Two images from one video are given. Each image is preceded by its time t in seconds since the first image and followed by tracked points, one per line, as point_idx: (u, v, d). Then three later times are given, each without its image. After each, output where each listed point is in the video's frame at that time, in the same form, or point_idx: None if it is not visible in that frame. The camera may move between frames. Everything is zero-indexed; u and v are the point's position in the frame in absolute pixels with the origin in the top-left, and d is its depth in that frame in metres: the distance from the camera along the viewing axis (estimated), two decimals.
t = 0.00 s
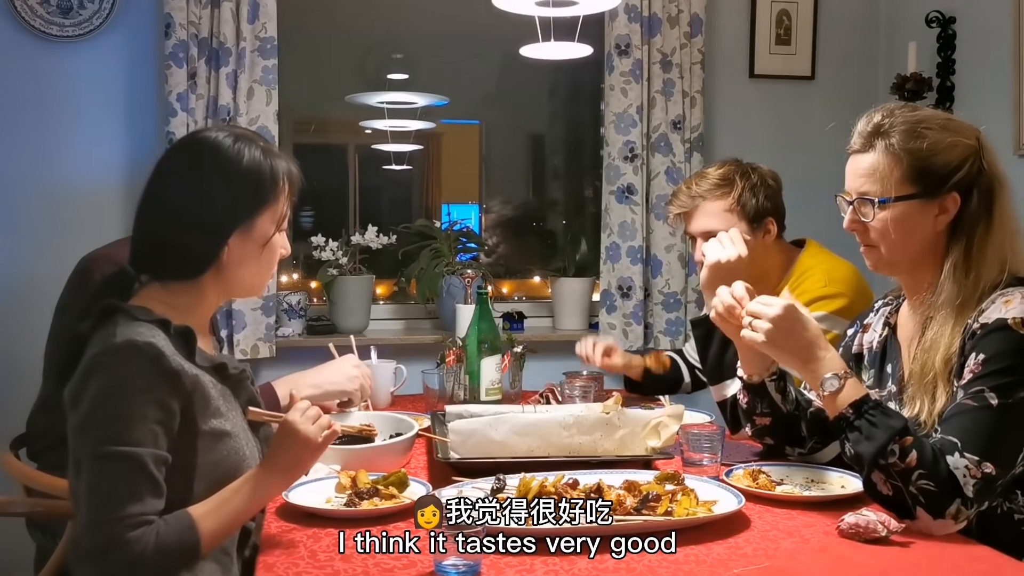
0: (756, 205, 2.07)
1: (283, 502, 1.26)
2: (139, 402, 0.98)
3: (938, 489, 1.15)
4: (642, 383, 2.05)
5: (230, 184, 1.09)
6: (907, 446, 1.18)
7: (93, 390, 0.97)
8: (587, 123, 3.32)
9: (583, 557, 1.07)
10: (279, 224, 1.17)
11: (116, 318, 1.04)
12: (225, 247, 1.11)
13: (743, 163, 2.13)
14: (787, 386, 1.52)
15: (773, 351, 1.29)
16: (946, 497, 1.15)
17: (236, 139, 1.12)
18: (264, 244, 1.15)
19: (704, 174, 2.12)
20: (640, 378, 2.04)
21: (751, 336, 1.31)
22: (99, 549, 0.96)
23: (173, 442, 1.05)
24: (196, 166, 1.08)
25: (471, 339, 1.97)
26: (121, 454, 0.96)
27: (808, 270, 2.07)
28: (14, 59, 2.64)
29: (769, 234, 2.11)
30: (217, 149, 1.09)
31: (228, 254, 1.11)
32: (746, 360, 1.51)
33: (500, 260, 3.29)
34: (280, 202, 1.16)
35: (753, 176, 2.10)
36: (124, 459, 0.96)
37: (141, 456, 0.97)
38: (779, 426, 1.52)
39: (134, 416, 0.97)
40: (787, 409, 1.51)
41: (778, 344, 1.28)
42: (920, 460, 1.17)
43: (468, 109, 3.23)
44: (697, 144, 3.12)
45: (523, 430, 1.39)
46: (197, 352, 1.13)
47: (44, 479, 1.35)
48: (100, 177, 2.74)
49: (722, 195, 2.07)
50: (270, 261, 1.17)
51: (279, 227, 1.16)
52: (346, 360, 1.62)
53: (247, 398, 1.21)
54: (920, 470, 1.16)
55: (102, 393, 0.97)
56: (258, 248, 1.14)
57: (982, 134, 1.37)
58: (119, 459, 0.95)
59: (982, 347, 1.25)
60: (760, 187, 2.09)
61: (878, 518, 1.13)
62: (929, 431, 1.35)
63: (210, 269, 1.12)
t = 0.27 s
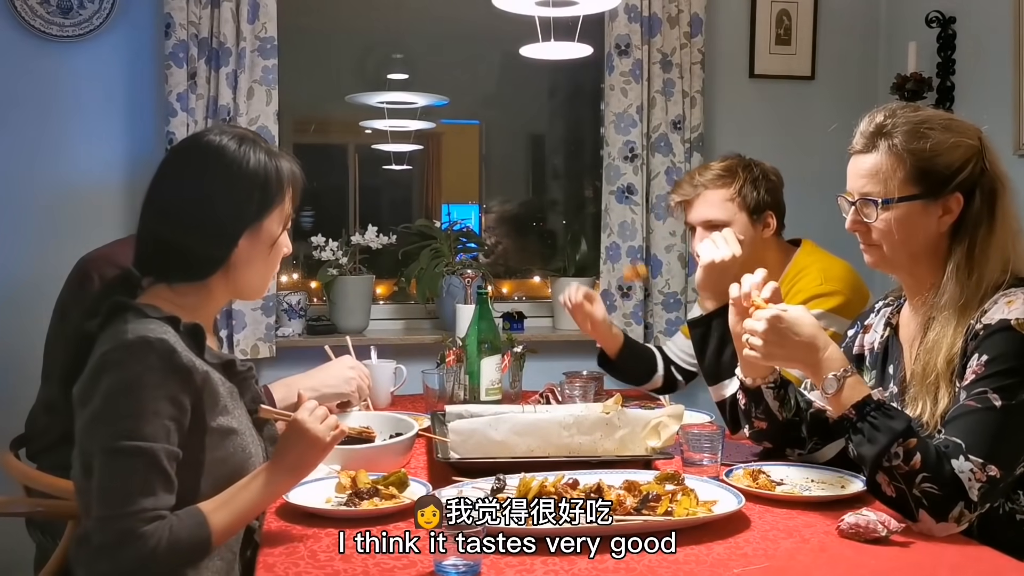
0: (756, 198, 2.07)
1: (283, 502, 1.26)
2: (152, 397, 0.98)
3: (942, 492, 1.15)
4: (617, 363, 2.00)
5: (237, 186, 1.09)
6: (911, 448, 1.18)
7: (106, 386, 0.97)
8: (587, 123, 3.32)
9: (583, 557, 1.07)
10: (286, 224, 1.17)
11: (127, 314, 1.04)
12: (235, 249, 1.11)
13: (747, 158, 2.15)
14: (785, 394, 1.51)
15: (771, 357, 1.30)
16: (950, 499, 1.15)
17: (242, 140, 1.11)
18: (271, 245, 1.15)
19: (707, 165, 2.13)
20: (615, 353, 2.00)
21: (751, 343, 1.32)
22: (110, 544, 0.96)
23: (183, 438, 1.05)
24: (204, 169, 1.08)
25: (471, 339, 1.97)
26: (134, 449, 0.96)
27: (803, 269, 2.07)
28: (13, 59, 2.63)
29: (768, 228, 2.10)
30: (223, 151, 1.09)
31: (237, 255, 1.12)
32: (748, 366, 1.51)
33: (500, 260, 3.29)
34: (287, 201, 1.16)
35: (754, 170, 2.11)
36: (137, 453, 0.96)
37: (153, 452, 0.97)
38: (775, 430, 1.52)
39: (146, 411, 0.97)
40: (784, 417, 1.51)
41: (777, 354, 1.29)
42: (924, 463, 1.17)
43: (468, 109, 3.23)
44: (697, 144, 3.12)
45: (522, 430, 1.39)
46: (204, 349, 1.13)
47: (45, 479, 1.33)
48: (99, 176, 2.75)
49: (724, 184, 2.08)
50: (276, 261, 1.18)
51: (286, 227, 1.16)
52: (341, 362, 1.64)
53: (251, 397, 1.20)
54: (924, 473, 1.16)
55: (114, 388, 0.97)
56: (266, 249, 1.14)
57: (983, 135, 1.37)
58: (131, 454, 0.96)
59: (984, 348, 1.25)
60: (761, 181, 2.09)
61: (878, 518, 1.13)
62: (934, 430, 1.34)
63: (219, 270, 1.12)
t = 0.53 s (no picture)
0: (748, 194, 2.08)
1: (284, 502, 1.26)
2: (157, 394, 0.98)
3: (942, 492, 1.15)
4: (608, 357, 2.01)
5: (243, 187, 1.09)
6: (910, 449, 1.18)
7: (111, 382, 0.97)
8: (587, 123, 3.32)
9: (582, 557, 1.07)
10: (291, 224, 1.17)
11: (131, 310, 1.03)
12: (242, 250, 1.11)
13: (743, 158, 2.17)
14: (785, 396, 1.51)
15: (770, 358, 1.31)
16: (950, 500, 1.15)
17: (248, 142, 1.11)
18: (276, 246, 1.15)
19: (704, 163, 2.16)
20: (607, 346, 2.02)
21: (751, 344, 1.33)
22: (116, 541, 0.95)
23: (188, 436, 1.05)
24: (210, 172, 1.08)
25: (471, 339, 1.97)
26: (139, 445, 0.96)
27: (796, 267, 2.07)
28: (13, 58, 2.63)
29: (762, 224, 2.11)
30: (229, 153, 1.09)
31: (245, 255, 1.12)
32: (748, 367, 1.51)
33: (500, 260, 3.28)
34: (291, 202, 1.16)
35: (749, 169, 2.14)
36: (142, 449, 0.96)
37: (159, 448, 0.97)
38: (775, 431, 1.52)
39: (152, 407, 0.97)
40: (784, 418, 1.51)
41: (776, 354, 1.30)
42: (923, 464, 1.17)
43: (468, 109, 3.23)
44: (697, 144, 3.12)
45: (522, 430, 1.39)
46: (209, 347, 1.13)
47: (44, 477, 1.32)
48: (99, 175, 2.74)
49: (719, 179, 2.10)
50: (279, 261, 1.18)
51: (291, 228, 1.16)
52: (338, 361, 1.64)
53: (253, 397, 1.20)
54: (923, 474, 1.16)
55: (120, 385, 0.97)
56: (272, 250, 1.15)
57: (983, 136, 1.37)
58: (137, 450, 0.96)
59: (984, 349, 1.25)
60: (755, 178, 2.11)
61: (878, 518, 1.13)
62: (934, 430, 1.34)
63: (225, 270, 1.12)
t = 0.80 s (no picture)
0: (722, 196, 2.10)
1: (284, 502, 1.26)
2: (163, 384, 0.99)
3: (939, 492, 1.15)
4: (606, 361, 2.00)
5: (239, 187, 1.08)
6: (906, 450, 1.18)
7: (116, 376, 0.97)
8: (587, 123, 3.32)
9: (582, 557, 1.07)
10: (290, 223, 1.17)
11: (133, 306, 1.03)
12: (245, 246, 1.11)
13: (725, 161, 2.20)
14: (788, 391, 1.51)
15: (766, 356, 1.31)
16: (948, 500, 1.16)
17: (246, 142, 1.11)
18: (275, 244, 1.15)
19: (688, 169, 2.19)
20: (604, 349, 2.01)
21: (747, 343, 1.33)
22: (122, 533, 0.96)
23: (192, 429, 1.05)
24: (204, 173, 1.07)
25: (471, 339, 1.97)
26: (147, 436, 0.96)
27: (789, 267, 2.08)
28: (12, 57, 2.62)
29: (739, 223, 2.12)
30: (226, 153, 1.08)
31: (246, 254, 1.12)
32: (747, 367, 1.51)
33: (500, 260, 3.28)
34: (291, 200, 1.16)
35: (729, 170, 2.16)
36: (150, 441, 0.96)
37: (166, 439, 0.97)
38: (777, 429, 1.52)
39: (157, 400, 0.98)
40: (788, 415, 1.51)
41: (773, 354, 1.30)
42: (920, 464, 1.17)
43: (468, 109, 3.23)
44: (697, 144, 3.12)
45: (522, 430, 1.39)
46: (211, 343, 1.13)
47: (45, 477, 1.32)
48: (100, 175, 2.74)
49: (696, 182, 2.13)
50: (278, 260, 1.18)
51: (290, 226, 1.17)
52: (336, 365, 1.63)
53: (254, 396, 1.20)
54: (920, 474, 1.16)
55: (124, 378, 0.97)
56: (272, 248, 1.15)
57: (983, 136, 1.37)
58: (145, 443, 0.96)
59: (984, 349, 1.25)
60: (731, 178, 2.13)
61: (878, 518, 1.13)
62: (933, 430, 1.34)
63: (226, 269, 1.12)
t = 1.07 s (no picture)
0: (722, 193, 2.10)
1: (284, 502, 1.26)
2: (188, 351, 0.98)
3: (937, 492, 1.16)
4: (605, 360, 1.99)
5: (238, 191, 1.08)
6: (904, 450, 1.18)
7: (136, 359, 0.97)
8: (587, 123, 3.32)
9: (582, 557, 1.07)
10: (286, 223, 1.17)
11: (131, 295, 1.01)
12: (240, 245, 1.11)
13: (729, 160, 2.19)
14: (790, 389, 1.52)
15: (764, 357, 1.32)
16: (946, 500, 1.16)
17: (241, 144, 1.11)
18: (271, 244, 1.15)
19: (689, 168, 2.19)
20: (603, 347, 2.00)
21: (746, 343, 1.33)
22: (210, 495, 0.98)
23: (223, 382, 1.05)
24: (202, 178, 1.07)
25: (471, 339, 1.97)
26: (185, 403, 0.96)
27: (788, 267, 2.08)
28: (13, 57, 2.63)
29: (740, 222, 2.11)
30: (222, 156, 1.08)
31: (242, 253, 1.12)
32: (752, 372, 1.51)
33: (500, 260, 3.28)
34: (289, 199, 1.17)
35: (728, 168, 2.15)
36: (189, 408, 0.96)
37: (205, 402, 0.96)
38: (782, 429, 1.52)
39: (185, 367, 0.97)
40: (795, 412, 1.52)
41: (771, 356, 1.31)
42: (918, 464, 1.17)
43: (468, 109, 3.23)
44: (697, 144, 3.12)
45: (523, 430, 1.39)
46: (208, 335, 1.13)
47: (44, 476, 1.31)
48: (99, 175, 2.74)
49: (698, 178, 2.13)
50: (274, 258, 1.18)
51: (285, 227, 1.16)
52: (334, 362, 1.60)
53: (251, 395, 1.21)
54: (918, 474, 1.17)
55: (147, 357, 0.96)
56: (268, 247, 1.14)
57: (983, 136, 1.37)
58: (185, 410, 0.96)
59: (983, 348, 1.25)
60: (734, 176, 2.12)
61: (878, 518, 1.13)
62: (933, 430, 1.34)
63: (223, 269, 1.12)
